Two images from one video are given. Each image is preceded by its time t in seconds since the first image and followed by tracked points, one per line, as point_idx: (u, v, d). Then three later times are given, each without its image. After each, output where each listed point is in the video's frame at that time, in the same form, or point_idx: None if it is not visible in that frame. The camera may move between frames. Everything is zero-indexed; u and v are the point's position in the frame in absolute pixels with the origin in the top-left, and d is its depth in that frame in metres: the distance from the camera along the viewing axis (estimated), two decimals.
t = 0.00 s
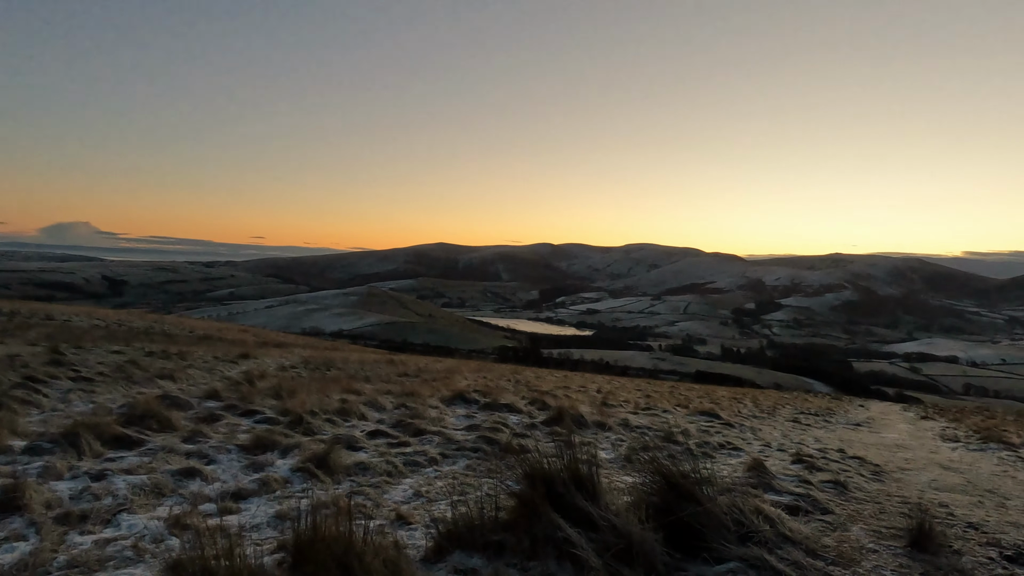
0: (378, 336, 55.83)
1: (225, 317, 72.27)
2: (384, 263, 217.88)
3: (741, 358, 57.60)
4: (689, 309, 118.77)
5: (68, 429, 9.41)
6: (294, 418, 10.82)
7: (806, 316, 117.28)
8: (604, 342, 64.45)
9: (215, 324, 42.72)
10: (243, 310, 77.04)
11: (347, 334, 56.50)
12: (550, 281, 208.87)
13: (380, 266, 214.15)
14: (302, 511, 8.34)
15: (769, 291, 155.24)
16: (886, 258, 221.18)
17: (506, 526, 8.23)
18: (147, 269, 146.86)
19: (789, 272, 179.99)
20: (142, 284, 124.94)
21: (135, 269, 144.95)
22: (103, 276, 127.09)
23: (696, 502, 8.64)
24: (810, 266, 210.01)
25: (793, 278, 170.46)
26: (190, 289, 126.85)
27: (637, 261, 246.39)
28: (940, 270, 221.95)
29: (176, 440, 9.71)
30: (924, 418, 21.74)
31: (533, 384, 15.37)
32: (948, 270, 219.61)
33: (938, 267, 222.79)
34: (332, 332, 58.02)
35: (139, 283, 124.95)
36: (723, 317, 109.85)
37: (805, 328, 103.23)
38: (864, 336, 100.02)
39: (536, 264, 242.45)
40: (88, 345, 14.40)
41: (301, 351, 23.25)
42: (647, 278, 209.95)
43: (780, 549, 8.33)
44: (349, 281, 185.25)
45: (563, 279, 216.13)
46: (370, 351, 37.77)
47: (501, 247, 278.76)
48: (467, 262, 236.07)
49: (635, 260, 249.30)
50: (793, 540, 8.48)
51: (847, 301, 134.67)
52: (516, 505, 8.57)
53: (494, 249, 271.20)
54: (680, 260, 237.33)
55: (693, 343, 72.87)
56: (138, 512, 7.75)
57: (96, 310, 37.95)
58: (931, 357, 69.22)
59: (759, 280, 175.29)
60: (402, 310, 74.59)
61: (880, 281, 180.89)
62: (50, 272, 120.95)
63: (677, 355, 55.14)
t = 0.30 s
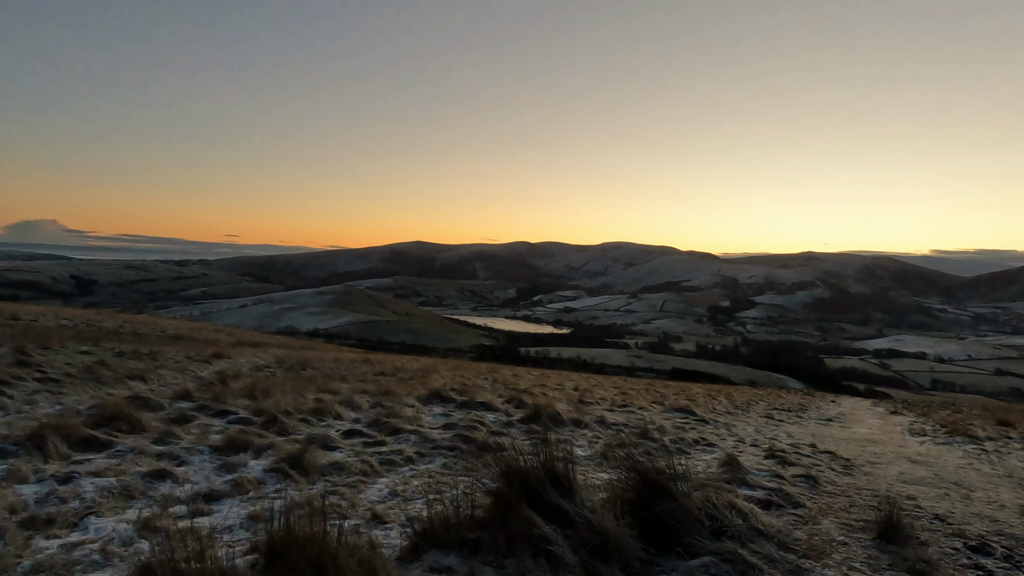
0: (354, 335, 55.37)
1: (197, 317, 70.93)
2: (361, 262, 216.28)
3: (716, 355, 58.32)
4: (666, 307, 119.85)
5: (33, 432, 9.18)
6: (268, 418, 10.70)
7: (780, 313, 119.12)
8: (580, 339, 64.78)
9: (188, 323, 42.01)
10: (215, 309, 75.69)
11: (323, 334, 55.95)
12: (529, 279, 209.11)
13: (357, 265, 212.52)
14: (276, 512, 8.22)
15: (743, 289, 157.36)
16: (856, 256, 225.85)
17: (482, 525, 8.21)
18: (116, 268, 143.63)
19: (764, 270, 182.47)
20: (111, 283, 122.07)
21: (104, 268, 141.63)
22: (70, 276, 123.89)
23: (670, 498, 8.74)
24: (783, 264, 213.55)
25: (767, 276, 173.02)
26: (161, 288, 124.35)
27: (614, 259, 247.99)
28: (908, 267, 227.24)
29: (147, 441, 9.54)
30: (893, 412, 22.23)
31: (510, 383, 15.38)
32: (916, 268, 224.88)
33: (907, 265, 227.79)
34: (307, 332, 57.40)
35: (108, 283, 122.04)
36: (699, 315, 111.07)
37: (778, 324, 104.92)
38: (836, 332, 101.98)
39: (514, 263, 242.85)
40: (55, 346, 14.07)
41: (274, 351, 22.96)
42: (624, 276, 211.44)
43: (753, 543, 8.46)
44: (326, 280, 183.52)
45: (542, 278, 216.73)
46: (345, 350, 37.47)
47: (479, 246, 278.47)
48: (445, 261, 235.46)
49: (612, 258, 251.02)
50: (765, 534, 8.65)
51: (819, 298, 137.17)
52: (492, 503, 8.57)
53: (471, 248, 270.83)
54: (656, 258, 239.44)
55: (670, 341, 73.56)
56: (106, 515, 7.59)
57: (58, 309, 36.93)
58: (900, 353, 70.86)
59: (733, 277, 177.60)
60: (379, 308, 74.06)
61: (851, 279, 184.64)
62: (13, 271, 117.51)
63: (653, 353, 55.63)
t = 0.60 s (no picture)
0: (330, 334, 54.87)
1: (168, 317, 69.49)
2: (337, 261, 214.39)
3: (690, 352, 59.01)
4: (642, 305, 120.92)
5: None
6: (242, 419, 10.57)
7: (754, 311, 120.96)
8: (557, 337, 65.13)
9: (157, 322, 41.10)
10: (187, 309, 74.23)
11: (298, 333, 55.35)
12: (508, 278, 209.15)
13: (334, 264, 210.58)
14: (249, 513, 8.11)
15: (718, 287, 159.48)
16: (827, 253, 230.39)
17: (458, 523, 8.19)
18: (84, 267, 140.15)
19: (738, 268, 184.93)
20: (78, 283, 119.03)
21: (71, 267, 138.08)
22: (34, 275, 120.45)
23: (645, 494, 8.84)
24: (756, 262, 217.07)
25: (741, 275, 175.63)
26: (131, 288, 121.71)
27: (591, 258, 249.58)
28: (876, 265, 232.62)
29: (116, 443, 9.35)
30: (863, 408, 22.71)
31: (487, 381, 15.39)
32: (885, 265, 230.07)
33: (876, 263, 232.87)
34: (282, 331, 56.71)
35: (75, 283, 119.01)
36: (674, 313, 112.30)
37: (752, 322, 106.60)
38: (808, 329, 103.98)
39: (492, 261, 243.06)
40: (20, 346, 13.73)
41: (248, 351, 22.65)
42: (600, 274, 212.84)
43: (727, 537, 8.60)
44: (302, 279, 181.54)
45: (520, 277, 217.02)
46: (319, 348, 37.04)
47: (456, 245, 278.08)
48: (422, 259, 234.68)
49: (588, 257, 252.63)
50: (738, 528, 8.80)
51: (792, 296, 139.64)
52: (468, 501, 8.56)
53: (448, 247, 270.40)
54: (632, 256, 241.55)
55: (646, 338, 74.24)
56: (73, 518, 7.41)
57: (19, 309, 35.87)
58: (870, 349, 72.39)
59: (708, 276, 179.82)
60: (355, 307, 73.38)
61: (822, 277, 188.41)
62: None
63: (629, 350, 56.12)
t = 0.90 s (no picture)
0: (305, 334, 54.29)
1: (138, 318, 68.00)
2: (313, 260, 212.15)
3: (666, 349, 59.66)
4: (618, 303, 121.82)
5: None
6: (215, 419, 10.44)
7: (729, 308, 122.66)
8: (534, 335, 65.31)
9: (126, 322, 40.24)
10: (158, 309, 72.72)
11: (272, 333, 54.66)
12: (487, 276, 209.07)
13: (310, 262, 208.35)
14: (221, 515, 8.00)
15: (693, 285, 161.35)
16: (798, 251, 234.47)
17: (435, 522, 8.16)
18: (50, 266, 136.41)
19: (713, 266, 186.89)
20: (44, 283, 115.85)
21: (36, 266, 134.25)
22: None
23: (622, 491, 8.91)
24: (731, 260, 220.12)
25: (716, 272, 177.95)
26: (99, 288, 118.85)
27: (568, 256, 250.82)
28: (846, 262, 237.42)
29: (84, 446, 9.16)
30: (834, 403, 23.17)
31: (465, 379, 15.37)
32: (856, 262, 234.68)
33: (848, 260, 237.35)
34: (256, 331, 55.96)
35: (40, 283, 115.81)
36: (650, 310, 113.33)
37: (726, 319, 108.13)
38: (780, 326, 105.87)
39: (469, 259, 242.82)
40: None
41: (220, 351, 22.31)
42: (578, 272, 213.90)
43: (702, 532, 8.73)
44: (277, 278, 179.34)
45: (499, 275, 217.03)
46: (292, 347, 36.60)
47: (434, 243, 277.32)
48: (400, 258, 233.68)
49: (565, 254, 253.78)
50: (714, 524, 8.93)
51: (765, 293, 141.87)
52: (444, 500, 8.53)
53: (426, 245, 269.37)
54: (609, 254, 243.50)
55: (623, 336, 74.84)
56: (40, 523, 7.23)
57: None
58: (841, 345, 73.94)
59: (684, 273, 181.93)
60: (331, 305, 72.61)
61: (795, 275, 191.82)
62: None
63: (606, 348, 56.55)
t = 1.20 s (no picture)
0: (279, 333, 53.62)
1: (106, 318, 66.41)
2: (289, 258, 209.68)
3: (642, 346, 60.19)
4: (595, 301, 122.47)
5: None
6: (187, 420, 10.28)
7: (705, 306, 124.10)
8: (510, 333, 65.41)
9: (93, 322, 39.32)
10: (127, 309, 71.10)
11: (246, 332, 53.87)
12: (465, 275, 208.73)
13: (286, 261, 205.92)
14: (194, 518, 7.87)
15: (669, 283, 163.01)
16: (771, 249, 238.19)
17: (412, 521, 8.13)
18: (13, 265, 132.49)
19: (690, 264, 188.79)
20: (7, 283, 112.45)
21: None
22: None
23: (598, 487, 8.98)
24: (706, 258, 222.78)
25: (692, 270, 179.98)
26: (66, 288, 115.74)
27: (545, 254, 251.63)
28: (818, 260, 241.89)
29: (52, 448, 8.95)
30: (806, 398, 23.59)
31: (442, 378, 15.33)
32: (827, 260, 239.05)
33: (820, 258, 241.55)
34: (230, 331, 55.09)
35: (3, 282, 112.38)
36: (627, 308, 114.15)
37: (702, 316, 109.47)
38: (754, 323, 107.47)
39: (447, 257, 242.28)
40: None
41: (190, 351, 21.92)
42: (556, 270, 214.75)
43: (677, 527, 8.83)
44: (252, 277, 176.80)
45: (477, 274, 216.85)
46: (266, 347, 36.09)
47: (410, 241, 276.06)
48: (377, 256, 232.20)
49: (542, 253, 254.65)
50: (689, 519, 9.04)
51: (740, 291, 143.92)
52: (421, 498, 8.49)
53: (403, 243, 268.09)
54: (586, 253, 244.83)
55: (600, 334, 75.29)
56: (6, 528, 7.03)
57: None
58: (814, 342, 75.35)
59: (660, 271, 183.53)
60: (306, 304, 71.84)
61: (769, 272, 194.85)
62: None
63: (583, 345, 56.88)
